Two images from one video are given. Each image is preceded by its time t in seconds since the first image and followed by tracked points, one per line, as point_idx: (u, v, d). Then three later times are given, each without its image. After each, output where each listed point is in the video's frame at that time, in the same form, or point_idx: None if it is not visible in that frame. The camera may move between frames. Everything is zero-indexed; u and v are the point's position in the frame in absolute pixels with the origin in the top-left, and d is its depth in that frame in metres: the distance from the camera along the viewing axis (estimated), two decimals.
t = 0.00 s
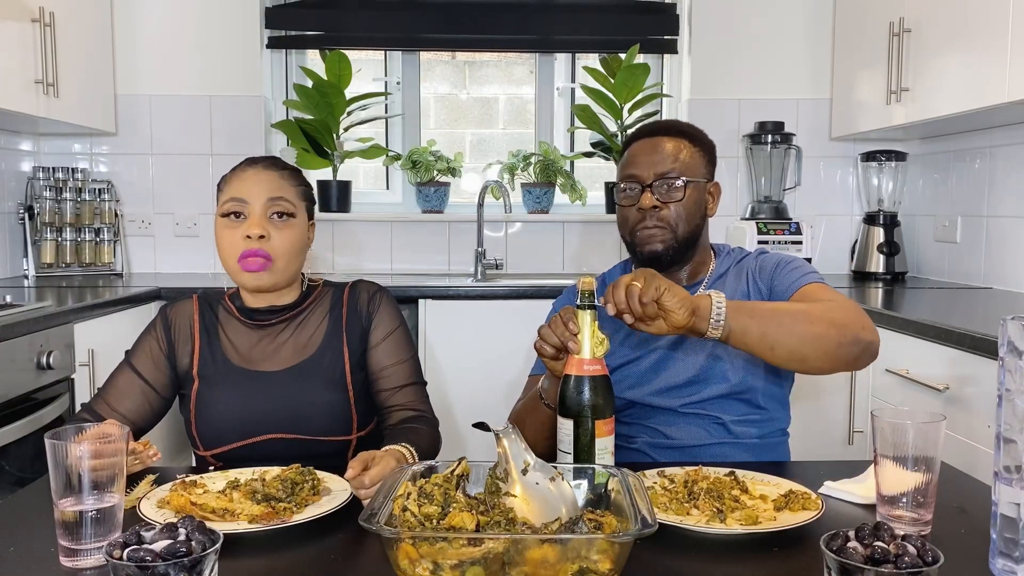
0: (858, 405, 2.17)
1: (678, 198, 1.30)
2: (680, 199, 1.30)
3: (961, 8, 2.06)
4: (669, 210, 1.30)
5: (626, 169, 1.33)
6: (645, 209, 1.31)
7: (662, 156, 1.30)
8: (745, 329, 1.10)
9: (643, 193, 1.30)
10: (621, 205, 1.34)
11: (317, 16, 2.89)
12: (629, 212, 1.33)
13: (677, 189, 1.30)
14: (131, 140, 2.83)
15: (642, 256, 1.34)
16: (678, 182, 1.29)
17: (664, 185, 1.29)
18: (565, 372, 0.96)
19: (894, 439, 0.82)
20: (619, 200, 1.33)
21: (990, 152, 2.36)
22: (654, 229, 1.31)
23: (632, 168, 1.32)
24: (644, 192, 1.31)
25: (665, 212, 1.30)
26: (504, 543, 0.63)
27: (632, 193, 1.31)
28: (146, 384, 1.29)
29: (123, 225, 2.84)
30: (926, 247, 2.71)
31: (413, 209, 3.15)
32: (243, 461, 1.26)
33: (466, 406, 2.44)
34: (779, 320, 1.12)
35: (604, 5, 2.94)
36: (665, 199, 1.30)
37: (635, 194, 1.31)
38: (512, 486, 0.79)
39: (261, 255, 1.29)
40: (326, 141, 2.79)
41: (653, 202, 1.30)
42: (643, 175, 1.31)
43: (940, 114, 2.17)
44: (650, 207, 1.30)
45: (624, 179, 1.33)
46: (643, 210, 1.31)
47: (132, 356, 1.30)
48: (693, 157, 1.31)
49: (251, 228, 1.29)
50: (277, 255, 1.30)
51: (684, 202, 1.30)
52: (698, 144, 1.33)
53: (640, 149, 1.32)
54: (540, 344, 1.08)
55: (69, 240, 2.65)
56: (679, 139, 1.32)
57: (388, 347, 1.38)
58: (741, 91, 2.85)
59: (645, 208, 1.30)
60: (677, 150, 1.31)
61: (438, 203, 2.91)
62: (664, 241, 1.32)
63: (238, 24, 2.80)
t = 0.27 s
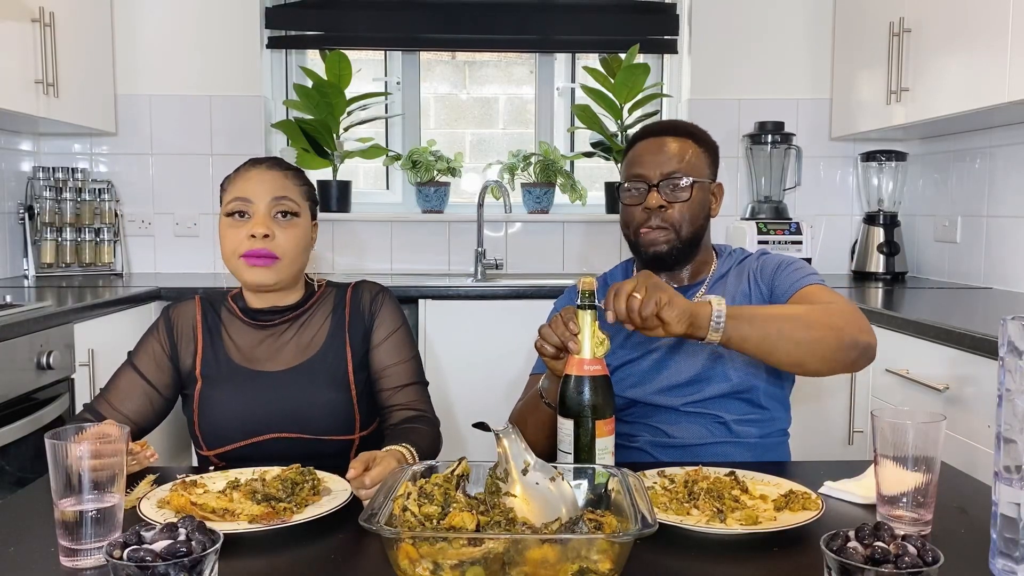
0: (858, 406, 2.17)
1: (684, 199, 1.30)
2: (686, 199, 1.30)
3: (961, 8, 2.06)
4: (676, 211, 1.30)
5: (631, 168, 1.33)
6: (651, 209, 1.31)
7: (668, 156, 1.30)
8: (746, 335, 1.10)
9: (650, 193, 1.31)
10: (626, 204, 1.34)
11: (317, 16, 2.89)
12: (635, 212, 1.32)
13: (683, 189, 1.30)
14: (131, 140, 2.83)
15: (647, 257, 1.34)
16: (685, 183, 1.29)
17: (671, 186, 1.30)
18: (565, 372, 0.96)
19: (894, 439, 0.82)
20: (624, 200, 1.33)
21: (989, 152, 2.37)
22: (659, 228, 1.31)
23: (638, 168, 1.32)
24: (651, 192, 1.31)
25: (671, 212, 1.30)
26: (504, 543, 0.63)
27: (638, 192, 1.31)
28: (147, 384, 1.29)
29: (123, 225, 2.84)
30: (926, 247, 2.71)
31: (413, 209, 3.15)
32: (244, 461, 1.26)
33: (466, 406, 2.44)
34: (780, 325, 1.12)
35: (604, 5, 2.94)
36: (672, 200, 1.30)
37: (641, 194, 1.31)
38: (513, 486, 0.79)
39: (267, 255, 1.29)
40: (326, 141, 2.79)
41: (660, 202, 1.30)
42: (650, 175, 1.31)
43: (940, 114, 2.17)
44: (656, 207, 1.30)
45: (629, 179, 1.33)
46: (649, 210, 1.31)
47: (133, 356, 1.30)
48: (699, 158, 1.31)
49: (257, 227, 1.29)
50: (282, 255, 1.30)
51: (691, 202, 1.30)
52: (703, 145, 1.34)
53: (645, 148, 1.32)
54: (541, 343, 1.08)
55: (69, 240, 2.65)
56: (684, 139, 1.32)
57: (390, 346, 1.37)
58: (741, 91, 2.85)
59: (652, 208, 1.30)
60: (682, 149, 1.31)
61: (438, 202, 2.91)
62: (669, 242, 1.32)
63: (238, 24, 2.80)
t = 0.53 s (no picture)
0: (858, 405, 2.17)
1: (691, 201, 1.30)
2: (694, 204, 1.30)
3: (961, 8, 2.06)
4: (683, 213, 1.30)
5: (635, 171, 1.33)
6: (659, 212, 1.30)
7: (673, 158, 1.30)
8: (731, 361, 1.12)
9: (658, 196, 1.30)
10: (633, 206, 1.33)
11: (317, 16, 2.89)
12: (642, 214, 1.32)
13: (691, 194, 1.30)
14: (131, 140, 2.83)
15: (654, 261, 1.34)
16: (694, 187, 1.29)
17: (680, 190, 1.29)
18: (566, 372, 0.95)
19: (894, 439, 0.82)
20: (631, 203, 1.33)
21: (990, 152, 2.36)
22: (666, 232, 1.31)
23: (644, 171, 1.31)
24: (658, 195, 1.30)
25: (679, 217, 1.30)
26: (504, 543, 0.63)
27: (647, 195, 1.31)
28: (148, 384, 1.29)
29: (123, 225, 2.84)
30: (926, 247, 2.71)
31: (413, 209, 3.15)
32: (244, 462, 1.26)
33: (467, 406, 2.44)
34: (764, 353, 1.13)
35: (604, 5, 2.94)
36: (679, 202, 1.30)
37: (649, 196, 1.31)
38: (513, 486, 0.79)
39: (270, 255, 1.29)
40: (326, 141, 2.79)
41: (668, 206, 1.30)
42: (656, 177, 1.30)
43: (940, 114, 2.17)
44: (664, 211, 1.30)
45: (636, 180, 1.32)
46: (657, 213, 1.30)
47: (134, 356, 1.30)
48: (706, 161, 1.32)
49: (260, 227, 1.29)
50: (286, 254, 1.30)
51: (697, 204, 1.30)
52: (710, 148, 1.34)
53: (650, 150, 1.32)
54: (541, 343, 1.08)
55: (69, 240, 2.65)
56: (688, 140, 1.32)
57: (390, 346, 1.37)
58: (741, 91, 2.85)
59: (659, 210, 1.30)
60: (687, 151, 1.31)
61: (438, 203, 2.91)
62: (675, 246, 1.31)
63: (238, 24, 2.80)
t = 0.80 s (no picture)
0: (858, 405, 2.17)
1: (707, 220, 1.24)
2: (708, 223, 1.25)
3: (960, 8, 2.06)
4: (701, 234, 1.24)
5: (639, 196, 1.25)
6: (676, 239, 1.24)
7: (678, 178, 1.23)
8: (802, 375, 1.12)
9: (674, 222, 1.23)
10: (644, 233, 1.26)
11: (317, 15, 2.89)
12: (658, 242, 1.25)
13: (705, 214, 1.24)
14: (132, 140, 2.83)
15: (673, 284, 1.28)
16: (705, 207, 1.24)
17: (695, 212, 1.23)
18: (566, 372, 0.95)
19: (894, 439, 0.82)
20: (640, 231, 1.26)
21: (989, 152, 2.37)
22: (687, 258, 1.25)
23: (653, 195, 1.24)
24: (672, 221, 1.24)
25: (697, 240, 1.24)
26: (504, 543, 0.64)
27: (661, 221, 1.24)
28: (148, 384, 1.29)
29: (123, 225, 2.84)
30: (926, 247, 2.71)
31: (413, 209, 3.15)
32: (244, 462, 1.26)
33: (467, 406, 2.44)
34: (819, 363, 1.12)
35: (604, 5, 2.94)
36: (696, 224, 1.24)
37: (665, 223, 1.24)
38: (512, 486, 0.79)
39: (272, 259, 1.29)
40: (326, 141, 2.79)
41: (686, 231, 1.24)
42: (667, 203, 1.23)
43: (940, 115, 2.17)
44: (683, 236, 1.24)
45: (646, 206, 1.24)
46: (675, 239, 1.24)
47: (134, 356, 1.30)
48: (706, 173, 1.26)
49: (262, 231, 1.29)
50: (287, 259, 1.30)
51: (711, 221, 1.25)
52: (703, 155, 1.28)
53: (652, 172, 1.24)
54: (541, 343, 1.08)
55: (69, 240, 2.65)
56: (686, 152, 1.25)
57: (390, 346, 1.37)
58: (741, 91, 2.85)
59: (677, 236, 1.24)
60: (689, 167, 1.24)
61: (438, 203, 2.91)
62: (695, 270, 1.26)
63: (238, 24, 2.80)
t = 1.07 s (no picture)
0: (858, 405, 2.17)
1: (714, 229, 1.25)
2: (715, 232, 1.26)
3: (960, 8, 2.06)
4: (709, 243, 1.26)
5: (646, 211, 1.24)
6: (689, 251, 1.24)
7: (684, 191, 1.23)
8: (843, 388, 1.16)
9: (686, 235, 1.24)
10: (655, 248, 1.25)
11: (317, 15, 2.89)
12: (670, 256, 1.25)
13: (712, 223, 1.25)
14: (132, 140, 2.83)
15: (685, 294, 1.29)
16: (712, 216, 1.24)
17: (704, 223, 1.24)
18: (566, 372, 0.95)
19: (894, 439, 0.82)
20: (651, 246, 1.25)
21: (989, 152, 2.37)
22: (698, 269, 1.26)
23: (664, 209, 1.23)
24: (684, 234, 1.24)
25: (707, 249, 1.25)
26: (504, 543, 0.64)
27: (674, 235, 1.24)
28: (148, 384, 1.29)
29: (123, 225, 2.84)
30: (926, 247, 2.71)
31: (413, 209, 3.15)
32: (245, 462, 1.27)
33: (467, 406, 2.44)
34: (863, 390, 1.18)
35: (604, 5, 2.94)
36: (705, 234, 1.24)
37: (677, 236, 1.24)
38: (513, 486, 0.79)
39: (275, 276, 1.29)
40: (326, 141, 2.79)
41: (697, 243, 1.24)
42: (677, 217, 1.23)
43: (940, 115, 2.17)
44: (695, 248, 1.24)
45: (657, 221, 1.24)
46: (688, 252, 1.24)
47: (135, 356, 1.30)
48: (705, 180, 1.27)
49: (267, 246, 1.29)
50: (291, 273, 1.30)
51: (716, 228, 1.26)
52: (698, 161, 1.28)
53: (657, 187, 1.23)
54: (541, 343, 1.08)
55: (69, 240, 2.65)
56: (686, 163, 1.25)
57: (390, 347, 1.37)
58: (741, 91, 2.85)
59: (689, 249, 1.24)
60: (693, 178, 1.24)
61: (438, 202, 2.91)
62: (705, 279, 1.28)
63: (238, 24, 2.80)
